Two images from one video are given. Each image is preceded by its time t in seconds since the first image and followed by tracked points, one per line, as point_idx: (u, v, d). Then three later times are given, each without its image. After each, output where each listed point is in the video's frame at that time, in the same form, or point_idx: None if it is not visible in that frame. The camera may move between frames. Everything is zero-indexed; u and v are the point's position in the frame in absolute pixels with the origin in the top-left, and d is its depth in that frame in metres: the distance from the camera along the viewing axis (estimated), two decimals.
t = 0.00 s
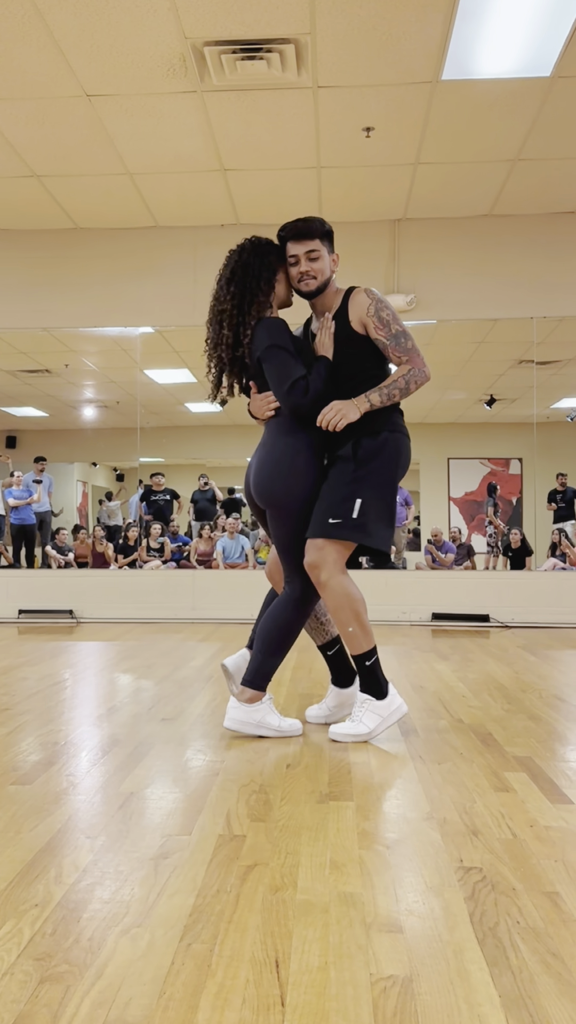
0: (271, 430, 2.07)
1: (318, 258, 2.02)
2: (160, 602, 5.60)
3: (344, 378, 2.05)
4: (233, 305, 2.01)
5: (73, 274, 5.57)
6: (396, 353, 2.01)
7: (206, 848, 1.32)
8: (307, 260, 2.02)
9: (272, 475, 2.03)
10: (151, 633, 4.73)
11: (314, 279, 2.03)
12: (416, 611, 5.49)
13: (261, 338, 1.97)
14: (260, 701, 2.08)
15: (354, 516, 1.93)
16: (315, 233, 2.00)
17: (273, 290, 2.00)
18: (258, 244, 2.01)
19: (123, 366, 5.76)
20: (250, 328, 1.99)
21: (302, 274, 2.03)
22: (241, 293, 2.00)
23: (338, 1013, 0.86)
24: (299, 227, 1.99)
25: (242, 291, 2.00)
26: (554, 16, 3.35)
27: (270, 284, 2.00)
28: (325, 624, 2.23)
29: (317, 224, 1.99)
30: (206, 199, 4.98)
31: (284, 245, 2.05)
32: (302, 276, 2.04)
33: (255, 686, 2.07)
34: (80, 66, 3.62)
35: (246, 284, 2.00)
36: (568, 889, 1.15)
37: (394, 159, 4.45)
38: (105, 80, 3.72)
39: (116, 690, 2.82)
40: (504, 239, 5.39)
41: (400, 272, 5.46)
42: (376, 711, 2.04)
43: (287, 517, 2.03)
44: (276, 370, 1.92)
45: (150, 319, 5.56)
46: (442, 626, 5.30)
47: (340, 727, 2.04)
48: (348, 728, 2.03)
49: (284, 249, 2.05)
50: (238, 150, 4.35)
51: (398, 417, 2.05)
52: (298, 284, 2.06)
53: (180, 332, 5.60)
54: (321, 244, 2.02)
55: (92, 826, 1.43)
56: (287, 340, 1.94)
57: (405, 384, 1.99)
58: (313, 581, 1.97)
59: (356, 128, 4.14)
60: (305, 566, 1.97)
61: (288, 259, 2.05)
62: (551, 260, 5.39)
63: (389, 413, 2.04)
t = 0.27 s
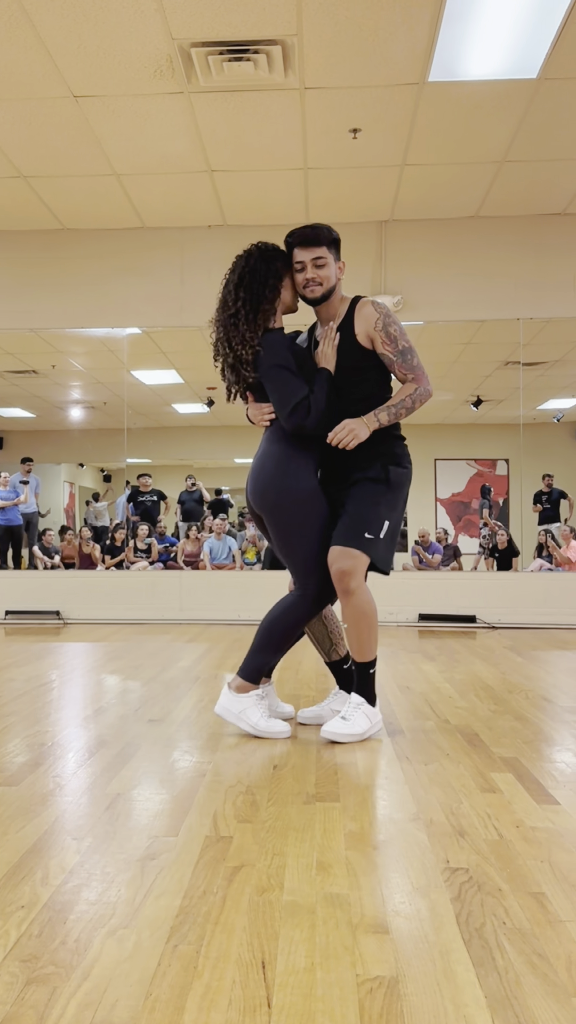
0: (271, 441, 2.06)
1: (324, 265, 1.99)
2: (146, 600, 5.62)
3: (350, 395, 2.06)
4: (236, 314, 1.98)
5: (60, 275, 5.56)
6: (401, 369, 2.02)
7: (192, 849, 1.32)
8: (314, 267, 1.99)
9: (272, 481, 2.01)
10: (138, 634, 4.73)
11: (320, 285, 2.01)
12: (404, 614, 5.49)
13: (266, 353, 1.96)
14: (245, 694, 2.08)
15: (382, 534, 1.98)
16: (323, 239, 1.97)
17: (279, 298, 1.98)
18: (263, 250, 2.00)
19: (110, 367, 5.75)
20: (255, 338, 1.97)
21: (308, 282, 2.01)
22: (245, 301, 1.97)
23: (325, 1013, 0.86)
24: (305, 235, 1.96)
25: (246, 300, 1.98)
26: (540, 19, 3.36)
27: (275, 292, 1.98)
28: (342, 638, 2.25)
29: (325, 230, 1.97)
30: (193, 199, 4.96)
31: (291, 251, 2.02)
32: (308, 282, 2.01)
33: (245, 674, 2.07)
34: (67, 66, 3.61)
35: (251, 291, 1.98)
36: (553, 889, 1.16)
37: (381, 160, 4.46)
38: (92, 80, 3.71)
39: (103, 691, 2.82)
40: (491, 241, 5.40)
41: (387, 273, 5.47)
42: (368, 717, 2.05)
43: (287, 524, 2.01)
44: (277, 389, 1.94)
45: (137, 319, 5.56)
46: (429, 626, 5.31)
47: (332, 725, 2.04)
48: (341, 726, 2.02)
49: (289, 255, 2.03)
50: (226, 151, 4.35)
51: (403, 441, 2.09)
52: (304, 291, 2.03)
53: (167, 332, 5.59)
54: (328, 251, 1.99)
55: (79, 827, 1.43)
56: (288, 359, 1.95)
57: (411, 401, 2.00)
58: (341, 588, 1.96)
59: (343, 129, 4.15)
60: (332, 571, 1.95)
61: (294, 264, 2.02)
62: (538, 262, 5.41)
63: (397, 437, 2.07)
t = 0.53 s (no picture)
0: (283, 440, 2.05)
1: (351, 262, 2.00)
2: (134, 600, 5.62)
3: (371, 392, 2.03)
4: (256, 302, 2.02)
5: (48, 274, 5.55)
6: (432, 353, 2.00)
7: (182, 849, 1.32)
8: (341, 262, 2.01)
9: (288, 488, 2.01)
10: (126, 635, 4.73)
11: (346, 281, 2.02)
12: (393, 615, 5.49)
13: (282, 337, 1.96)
14: (323, 681, 2.05)
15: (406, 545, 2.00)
16: (351, 237, 1.98)
17: (300, 288, 2.00)
18: (290, 241, 2.02)
19: (98, 369, 5.75)
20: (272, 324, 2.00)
21: (335, 277, 2.02)
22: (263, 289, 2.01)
23: (313, 1013, 0.86)
24: (334, 231, 1.98)
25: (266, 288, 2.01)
26: (527, 21, 3.37)
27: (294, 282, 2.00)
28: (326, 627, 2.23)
29: (353, 228, 1.98)
30: (181, 199, 4.95)
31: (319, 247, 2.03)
32: (334, 278, 2.02)
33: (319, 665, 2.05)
34: (55, 66, 3.60)
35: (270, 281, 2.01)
36: (540, 889, 1.16)
37: (370, 161, 4.46)
38: (81, 80, 3.70)
39: (91, 691, 2.82)
40: (480, 242, 5.42)
41: (376, 274, 5.48)
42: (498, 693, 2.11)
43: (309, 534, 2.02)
44: (295, 376, 1.90)
45: (126, 319, 5.55)
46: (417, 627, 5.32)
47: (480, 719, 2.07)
48: (488, 718, 2.06)
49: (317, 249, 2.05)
50: (215, 151, 4.34)
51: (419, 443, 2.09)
52: (330, 286, 2.05)
53: (155, 332, 5.58)
54: (356, 248, 2.00)
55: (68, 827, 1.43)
56: (308, 345, 1.91)
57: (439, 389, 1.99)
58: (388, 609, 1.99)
59: (332, 129, 4.15)
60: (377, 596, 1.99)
61: (322, 259, 2.03)
62: (527, 263, 5.42)
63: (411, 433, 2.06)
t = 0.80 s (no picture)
0: (343, 440, 2.02)
1: (397, 260, 1.97)
2: (133, 601, 5.61)
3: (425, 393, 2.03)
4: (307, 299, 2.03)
5: (46, 275, 5.54)
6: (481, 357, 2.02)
7: (178, 849, 1.32)
8: (386, 261, 1.97)
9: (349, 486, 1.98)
10: (124, 636, 4.74)
11: (392, 280, 1.99)
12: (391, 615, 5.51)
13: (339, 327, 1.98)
14: (367, 703, 2.05)
15: (468, 541, 1.97)
16: (398, 234, 1.95)
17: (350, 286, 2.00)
18: (336, 238, 2.02)
19: (97, 369, 5.78)
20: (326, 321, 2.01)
21: (380, 275, 1.99)
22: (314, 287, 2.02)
23: (308, 1013, 0.86)
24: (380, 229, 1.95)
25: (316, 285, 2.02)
26: (525, 22, 3.37)
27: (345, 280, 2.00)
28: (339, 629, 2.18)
29: (398, 225, 1.95)
30: (179, 199, 4.94)
31: (364, 244, 2.00)
32: (379, 276, 1.99)
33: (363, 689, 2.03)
34: (55, 66, 3.60)
35: (318, 277, 2.02)
36: (537, 890, 1.16)
37: (368, 162, 4.47)
38: (79, 81, 3.71)
39: (88, 692, 2.82)
40: (478, 242, 5.42)
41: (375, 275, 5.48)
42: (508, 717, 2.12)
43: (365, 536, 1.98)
44: (357, 354, 1.90)
45: (125, 320, 5.54)
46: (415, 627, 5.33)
47: (484, 724, 2.09)
48: (494, 723, 2.08)
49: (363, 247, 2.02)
50: (213, 151, 4.34)
51: (475, 439, 2.06)
52: (374, 284, 2.02)
53: (154, 334, 5.58)
54: (402, 246, 1.97)
55: (64, 829, 1.43)
56: (372, 324, 1.91)
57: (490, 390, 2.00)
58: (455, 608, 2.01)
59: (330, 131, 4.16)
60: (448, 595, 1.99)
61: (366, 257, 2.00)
62: (524, 263, 5.43)
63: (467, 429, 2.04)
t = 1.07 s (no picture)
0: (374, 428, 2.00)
1: (421, 259, 1.98)
2: (132, 602, 5.57)
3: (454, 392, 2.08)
4: (337, 298, 1.98)
5: (44, 275, 5.52)
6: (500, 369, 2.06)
7: (175, 850, 1.32)
8: (411, 260, 1.98)
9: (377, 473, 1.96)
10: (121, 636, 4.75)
11: (416, 279, 2.00)
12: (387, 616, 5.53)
13: (368, 335, 1.93)
14: (377, 705, 2.03)
15: (502, 541, 2.05)
16: (421, 233, 1.96)
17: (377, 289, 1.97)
18: (364, 238, 1.98)
19: (96, 368, 5.82)
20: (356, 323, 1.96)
21: (404, 275, 2.00)
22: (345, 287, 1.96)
23: (304, 1013, 0.87)
24: (405, 230, 1.95)
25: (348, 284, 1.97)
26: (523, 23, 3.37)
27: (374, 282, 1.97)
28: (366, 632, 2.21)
29: (423, 225, 1.95)
30: (178, 199, 4.94)
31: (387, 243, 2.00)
32: (404, 276, 2.00)
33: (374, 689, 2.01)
34: (53, 66, 3.60)
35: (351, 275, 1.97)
36: (534, 889, 1.17)
37: (366, 163, 4.47)
38: (78, 81, 3.70)
39: (85, 693, 2.82)
40: (476, 243, 5.42)
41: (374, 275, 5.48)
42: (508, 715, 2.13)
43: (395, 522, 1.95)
44: (383, 375, 1.90)
45: (124, 320, 5.53)
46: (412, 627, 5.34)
47: (483, 723, 2.09)
48: (494, 724, 2.08)
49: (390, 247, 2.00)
50: (210, 151, 4.33)
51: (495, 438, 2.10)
52: (398, 283, 2.02)
53: (152, 334, 5.58)
54: (426, 245, 1.98)
55: (61, 829, 1.42)
56: (393, 343, 1.92)
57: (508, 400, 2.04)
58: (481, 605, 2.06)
59: (328, 132, 4.16)
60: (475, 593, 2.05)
61: (390, 257, 2.00)
62: (523, 264, 5.43)
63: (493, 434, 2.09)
